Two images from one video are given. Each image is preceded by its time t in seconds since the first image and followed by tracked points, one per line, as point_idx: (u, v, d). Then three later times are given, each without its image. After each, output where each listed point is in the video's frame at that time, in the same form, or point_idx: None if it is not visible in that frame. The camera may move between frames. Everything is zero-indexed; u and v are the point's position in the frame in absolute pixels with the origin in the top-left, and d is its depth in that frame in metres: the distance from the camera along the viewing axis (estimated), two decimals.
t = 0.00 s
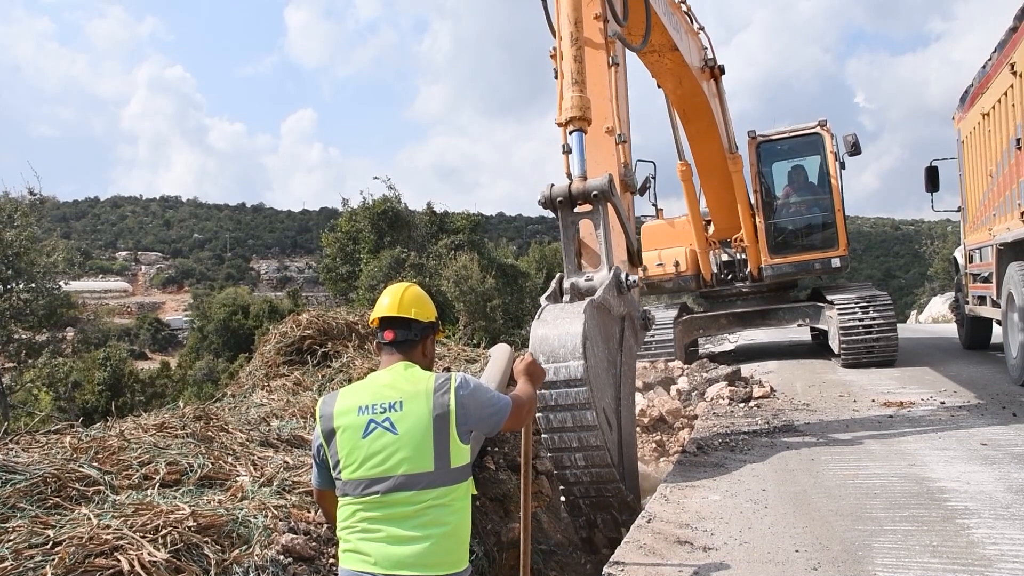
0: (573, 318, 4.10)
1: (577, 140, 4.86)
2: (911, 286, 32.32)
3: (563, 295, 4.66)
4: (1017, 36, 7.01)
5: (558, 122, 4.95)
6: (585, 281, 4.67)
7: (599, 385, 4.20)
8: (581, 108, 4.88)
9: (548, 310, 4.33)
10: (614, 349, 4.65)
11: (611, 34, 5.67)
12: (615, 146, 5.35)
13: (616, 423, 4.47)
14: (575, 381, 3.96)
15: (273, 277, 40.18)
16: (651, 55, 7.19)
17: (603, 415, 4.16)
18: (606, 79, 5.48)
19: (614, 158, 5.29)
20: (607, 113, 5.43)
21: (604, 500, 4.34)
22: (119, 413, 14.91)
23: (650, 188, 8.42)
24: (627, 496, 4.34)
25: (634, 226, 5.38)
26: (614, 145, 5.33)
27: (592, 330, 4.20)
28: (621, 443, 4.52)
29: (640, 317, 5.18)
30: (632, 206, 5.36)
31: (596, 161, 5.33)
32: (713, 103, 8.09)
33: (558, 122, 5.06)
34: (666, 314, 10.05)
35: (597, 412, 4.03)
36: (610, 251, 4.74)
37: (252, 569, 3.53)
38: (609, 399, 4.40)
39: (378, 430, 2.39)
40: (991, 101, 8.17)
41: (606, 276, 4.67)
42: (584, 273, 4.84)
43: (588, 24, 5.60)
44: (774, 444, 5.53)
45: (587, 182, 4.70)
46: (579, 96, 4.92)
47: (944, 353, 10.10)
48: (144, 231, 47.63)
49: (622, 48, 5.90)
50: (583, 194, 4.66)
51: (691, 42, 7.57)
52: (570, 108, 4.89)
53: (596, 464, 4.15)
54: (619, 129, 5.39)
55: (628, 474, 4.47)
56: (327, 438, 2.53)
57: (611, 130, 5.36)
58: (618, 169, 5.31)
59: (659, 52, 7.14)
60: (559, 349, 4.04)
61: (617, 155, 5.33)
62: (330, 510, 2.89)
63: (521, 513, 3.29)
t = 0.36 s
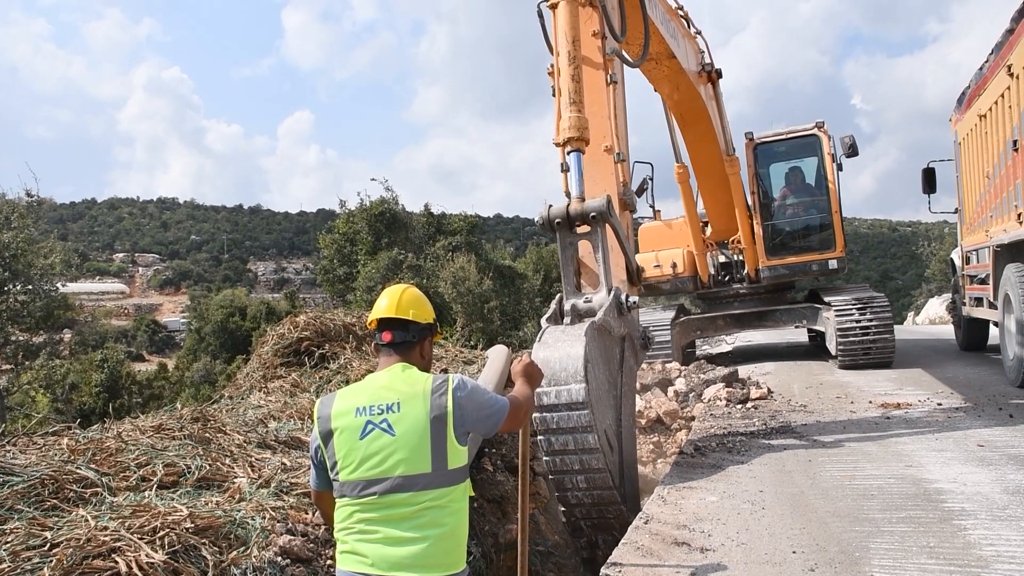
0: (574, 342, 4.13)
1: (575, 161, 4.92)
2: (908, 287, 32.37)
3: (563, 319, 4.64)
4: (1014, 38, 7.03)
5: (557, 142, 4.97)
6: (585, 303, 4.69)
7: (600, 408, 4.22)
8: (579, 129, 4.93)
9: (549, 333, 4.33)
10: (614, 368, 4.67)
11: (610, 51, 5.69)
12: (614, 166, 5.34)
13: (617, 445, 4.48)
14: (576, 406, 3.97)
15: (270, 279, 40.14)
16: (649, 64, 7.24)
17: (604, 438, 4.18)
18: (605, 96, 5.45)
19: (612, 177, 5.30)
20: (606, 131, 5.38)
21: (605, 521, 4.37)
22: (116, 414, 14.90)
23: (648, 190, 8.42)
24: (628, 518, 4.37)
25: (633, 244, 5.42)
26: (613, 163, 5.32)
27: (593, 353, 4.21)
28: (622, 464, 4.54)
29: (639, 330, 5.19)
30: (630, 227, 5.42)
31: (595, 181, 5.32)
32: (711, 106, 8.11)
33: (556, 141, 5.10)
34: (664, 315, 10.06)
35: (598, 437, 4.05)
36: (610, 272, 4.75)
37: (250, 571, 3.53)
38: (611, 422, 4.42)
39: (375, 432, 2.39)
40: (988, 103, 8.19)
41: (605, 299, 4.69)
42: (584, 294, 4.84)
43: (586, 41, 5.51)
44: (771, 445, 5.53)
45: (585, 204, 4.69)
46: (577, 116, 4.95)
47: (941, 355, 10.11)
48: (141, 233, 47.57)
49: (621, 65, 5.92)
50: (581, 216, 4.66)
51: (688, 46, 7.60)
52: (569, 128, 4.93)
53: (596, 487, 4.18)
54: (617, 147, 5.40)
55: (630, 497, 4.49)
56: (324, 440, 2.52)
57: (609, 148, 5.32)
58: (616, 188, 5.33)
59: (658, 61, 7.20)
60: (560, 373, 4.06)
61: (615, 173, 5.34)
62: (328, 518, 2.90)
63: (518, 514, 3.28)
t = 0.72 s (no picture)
0: (571, 360, 4.11)
1: (571, 156, 4.88)
2: (907, 289, 32.39)
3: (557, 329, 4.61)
4: (1013, 40, 7.04)
5: (552, 138, 4.96)
6: (582, 308, 4.71)
7: (599, 422, 4.23)
8: (575, 124, 4.89)
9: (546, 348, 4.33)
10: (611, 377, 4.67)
11: (606, 48, 5.66)
12: (610, 163, 5.33)
13: (617, 454, 4.51)
14: (575, 426, 3.98)
15: (270, 280, 40.12)
16: (647, 63, 7.23)
17: (604, 451, 4.20)
18: (602, 94, 5.48)
19: (608, 174, 5.30)
20: (602, 129, 5.40)
21: (608, 525, 4.44)
22: (115, 415, 14.90)
23: (647, 191, 8.42)
24: (630, 521, 4.44)
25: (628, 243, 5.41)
26: (609, 160, 5.32)
27: (590, 369, 4.21)
28: (623, 468, 4.58)
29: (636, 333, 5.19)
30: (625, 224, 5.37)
31: (591, 178, 5.31)
32: (709, 107, 8.11)
33: (551, 137, 5.06)
34: (663, 317, 10.05)
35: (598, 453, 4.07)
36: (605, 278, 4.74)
37: (249, 571, 3.52)
38: (610, 432, 4.44)
39: (374, 432, 2.39)
40: (987, 105, 8.20)
41: (601, 304, 4.68)
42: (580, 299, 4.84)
43: (582, 38, 5.57)
44: (770, 447, 5.53)
45: (580, 208, 4.69)
46: (573, 111, 4.92)
47: (941, 356, 10.11)
48: (140, 234, 47.55)
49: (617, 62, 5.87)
50: (577, 220, 4.66)
51: (686, 47, 7.60)
52: (564, 124, 4.90)
53: (598, 497, 4.22)
54: (613, 145, 5.40)
55: (632, 501, 4.55)
56: (323, 441, 2.52)
57: (606, 145, 5.33)
58: (613, 186, 5.32)
59: (656, 59, 7.17)
60: (558, 393, 4.05)
61: (611, 171, 5.34)
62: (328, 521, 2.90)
63: (517, 515, 3.28)
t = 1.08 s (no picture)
0: (558, 364, 4.14)
1: (556, 146, 4.90)
2: (907, 289, 32.42)
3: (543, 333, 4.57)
4: (1012, 39, 7.05)
5: (538, 128, 4.97)
6: (567, 302, 4.67)
7: (588, 419, 4.30)
8: (559, 114, 4.94)
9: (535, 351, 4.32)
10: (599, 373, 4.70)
11: (594, 40, 5.66)
12: (597, 154, 5.36)
13: (608, 447, 4.59)
14: (564, 429, 4.04)
15: (269, 280, 40.12)
16: (641, 58, 7.21)
17: (594, 447, 4.28)
18: (589, 85, 5.50)
19: (596, 162, 5.32)
20: (590, 120, 5.43)
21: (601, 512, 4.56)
22: (115, 415, 14.88)
23: (647, 192, 8.42)
24: (624, 507, 4.57)
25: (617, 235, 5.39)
26: (596, 150, 5.34)
27: (578, 370, 4.25)
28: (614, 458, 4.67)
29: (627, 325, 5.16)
30: (613, 215, 5.37)
31: (579, 167, 5.35)
32: (707, 106, 8.11)
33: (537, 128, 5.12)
34: (662, 317, 10.05)
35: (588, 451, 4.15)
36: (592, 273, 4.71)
37: (248, 572, 3.52)
38: (600, 426, 4.52)
39: (374, 432, 2.39)
40: (986, 104, 8.20)
41: (587, 299, 4.65)
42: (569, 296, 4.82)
43: (571, 30, 5.60)
44: (770, 447, 5.53)
45: (565, 205, 4.65)
46: (558, 102, 4.96)
47: (941, 357, 10.11)
48: (140, 234, 47.52)
49: (607, 54, 5.84)
50: (562, 216, 4.63)
51: (683, 45, 7.61)
52: (549, 114, 4.95)
53: (590, 488, 4.34)
54: (601, 135, 5.43)
55: (625, 487, 4.67)
56: (323, 441, 2.52)
57: (593, 135, 5.36)
58: (600, 175, 5.34)
59: (650, 55, 7.14)
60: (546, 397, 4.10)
61: (599, 160, 5.36)
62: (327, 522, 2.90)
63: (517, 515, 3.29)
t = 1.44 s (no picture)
0: (567, 377, 4.25)
1: (557, 142, 4.92)
2: (906, 288, 32.44)
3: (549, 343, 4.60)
4: (1011, 39, 7.05)
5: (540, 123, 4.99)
6: (571, 305, 4.74)
7: (598, 423, 4.49)
8: (560, 110, 4.94)
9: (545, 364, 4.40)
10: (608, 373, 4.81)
11: (593, 35, 5.66)
12: (597, 148, 5.37)
13: (618, 444, 4.78)
14: (577, 439, 4.23)
15: (269, 280, 40.11)
16: (640, 54, 7.20)
17: (605, 448, 4.49)
18: (588, 80, 5.51)
19: (597, 158, 5.32)
20: (590, 115, 5.46)
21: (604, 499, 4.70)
22: (115, 416, 14.87)
23: (646, 191, 8.42)
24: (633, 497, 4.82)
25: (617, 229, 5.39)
26: (597, 145, 5.36)
27: (587, 379, 4.39)
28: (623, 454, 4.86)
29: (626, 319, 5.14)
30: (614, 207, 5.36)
31: (579, 161, 5.35)
32: (706, 105, 8.11)
33: (539, 124, 5.13)
34: (662, 317, 10.05)
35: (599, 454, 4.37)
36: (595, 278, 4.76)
37: (248, 572, 3.52)
38: (609, 425, 4.70)
39: (374, 432, 2.39)
40: (985, 104, 8.20)
41: (591, 302, 4.71)
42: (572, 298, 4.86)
43: (570, 26, 5.61)
44: (769, 446, 5.54)
45: (567, 209, 4.64)
46: (559, 98, 4.96)
47: (940, 356, 10.12)
48: (139, 234, 47.49)
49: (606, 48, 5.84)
50: (565, 220, 4.62)
51: (682, 43, 7.62)
52: (550, 110, 4.95)
53: (602, 485, 4.58)
54: (601, 129, 5.45)
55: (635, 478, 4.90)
56: (324, 441, 2.52)
57: (593, 130, 5.39)
58: (602, 170, 5.34)
59: (648, 51, 7.12)
60: (558, 409, 4.25)
61: (600, 155, 5.36)
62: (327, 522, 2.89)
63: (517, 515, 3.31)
